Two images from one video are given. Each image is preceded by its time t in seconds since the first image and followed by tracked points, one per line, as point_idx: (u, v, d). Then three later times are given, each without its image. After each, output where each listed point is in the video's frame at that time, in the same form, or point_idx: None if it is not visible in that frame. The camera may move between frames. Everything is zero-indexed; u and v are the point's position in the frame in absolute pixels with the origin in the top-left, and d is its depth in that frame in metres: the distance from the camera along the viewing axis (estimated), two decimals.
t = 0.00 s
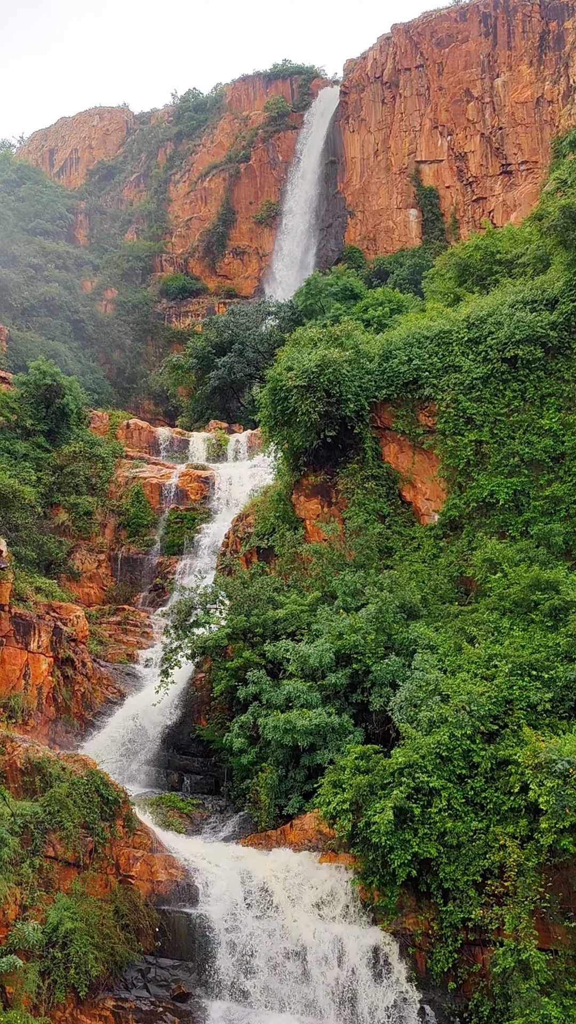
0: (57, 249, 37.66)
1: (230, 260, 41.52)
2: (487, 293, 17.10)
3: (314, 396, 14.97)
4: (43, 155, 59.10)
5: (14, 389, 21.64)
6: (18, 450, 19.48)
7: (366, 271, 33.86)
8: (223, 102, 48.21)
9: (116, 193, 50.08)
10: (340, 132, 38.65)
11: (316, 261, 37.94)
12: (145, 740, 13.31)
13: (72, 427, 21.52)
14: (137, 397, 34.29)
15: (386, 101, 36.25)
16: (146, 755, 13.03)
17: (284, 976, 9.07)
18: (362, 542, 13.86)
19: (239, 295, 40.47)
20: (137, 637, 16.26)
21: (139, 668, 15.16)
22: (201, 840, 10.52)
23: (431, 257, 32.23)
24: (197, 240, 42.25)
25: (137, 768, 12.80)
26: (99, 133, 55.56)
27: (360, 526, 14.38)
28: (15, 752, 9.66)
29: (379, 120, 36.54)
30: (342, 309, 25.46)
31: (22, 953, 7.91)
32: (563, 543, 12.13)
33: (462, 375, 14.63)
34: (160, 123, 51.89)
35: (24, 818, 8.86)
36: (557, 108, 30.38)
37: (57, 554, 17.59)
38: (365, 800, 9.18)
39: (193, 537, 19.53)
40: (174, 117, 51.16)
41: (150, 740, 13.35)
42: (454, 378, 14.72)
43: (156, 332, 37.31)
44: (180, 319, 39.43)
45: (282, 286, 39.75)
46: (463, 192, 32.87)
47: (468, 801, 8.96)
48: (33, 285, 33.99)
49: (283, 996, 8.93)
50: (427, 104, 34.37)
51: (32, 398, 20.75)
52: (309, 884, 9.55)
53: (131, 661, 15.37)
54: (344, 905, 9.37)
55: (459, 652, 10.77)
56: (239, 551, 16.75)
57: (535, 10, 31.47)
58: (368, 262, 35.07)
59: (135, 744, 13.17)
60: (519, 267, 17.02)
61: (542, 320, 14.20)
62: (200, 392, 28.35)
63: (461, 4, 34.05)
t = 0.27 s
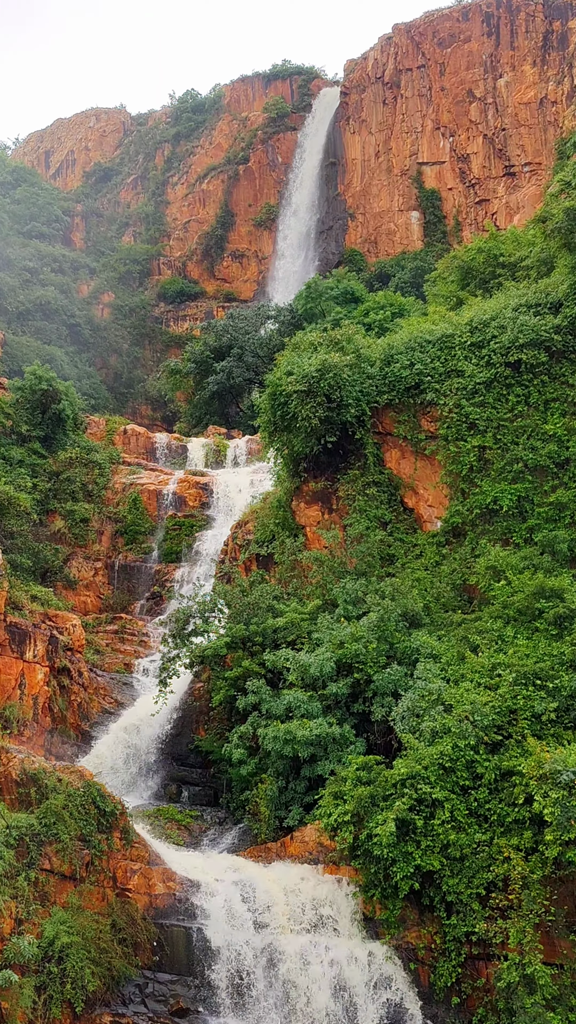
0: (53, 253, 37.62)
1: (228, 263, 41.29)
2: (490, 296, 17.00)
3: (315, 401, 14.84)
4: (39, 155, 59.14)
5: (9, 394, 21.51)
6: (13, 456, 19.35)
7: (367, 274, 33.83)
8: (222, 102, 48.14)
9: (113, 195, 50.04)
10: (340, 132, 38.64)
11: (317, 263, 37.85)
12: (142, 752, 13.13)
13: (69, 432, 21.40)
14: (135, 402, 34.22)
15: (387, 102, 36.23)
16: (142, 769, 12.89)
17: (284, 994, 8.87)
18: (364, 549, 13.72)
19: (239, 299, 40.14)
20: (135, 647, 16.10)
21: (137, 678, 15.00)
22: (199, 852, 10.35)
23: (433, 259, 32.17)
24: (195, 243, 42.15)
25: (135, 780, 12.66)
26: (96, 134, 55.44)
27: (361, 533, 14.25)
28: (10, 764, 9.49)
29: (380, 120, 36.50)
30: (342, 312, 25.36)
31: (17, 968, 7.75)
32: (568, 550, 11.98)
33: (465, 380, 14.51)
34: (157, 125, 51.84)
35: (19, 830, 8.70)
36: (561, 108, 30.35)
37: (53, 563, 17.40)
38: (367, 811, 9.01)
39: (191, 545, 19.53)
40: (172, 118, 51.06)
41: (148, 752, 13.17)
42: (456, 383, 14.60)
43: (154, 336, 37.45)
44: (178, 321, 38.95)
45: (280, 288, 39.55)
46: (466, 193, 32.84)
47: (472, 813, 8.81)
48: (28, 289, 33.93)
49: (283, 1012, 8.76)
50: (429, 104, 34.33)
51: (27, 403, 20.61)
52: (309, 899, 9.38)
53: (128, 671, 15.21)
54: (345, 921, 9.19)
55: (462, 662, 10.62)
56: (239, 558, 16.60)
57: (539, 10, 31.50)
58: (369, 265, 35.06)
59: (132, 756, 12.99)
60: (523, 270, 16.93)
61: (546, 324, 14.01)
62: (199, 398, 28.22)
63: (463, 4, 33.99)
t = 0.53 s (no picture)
0: (50, 256, 37.52)
1: (228, 266, 41.07)
2: (492, 300, 16.91)
3: (315, 405, 14.72)
4: (36, 157, 59.32)
5: (5, 399, 21.42)
6: (9, 462, 19.23)
7: (368, 277, 33.83)
8: (220, 102, 48.14)
9: (109, 197, 50.05)
10: (341, 134, 38.68)
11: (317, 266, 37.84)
12: (141, 762, 12.93)
13: (65, 438, 21.31)
14: (132, 407, 34.18)
15: (388, 102, 36.23)
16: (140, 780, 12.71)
17: (285, 1011, 8.72)
18: (365, 557, 13.58)
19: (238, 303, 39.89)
20: (132, 656, 15.92)
21: (134, 688, 14.83)
22: (198, 865, 10.18)
23: (435, 261, 32.10)
24: (193, 246, 41.95)
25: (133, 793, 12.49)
26: (93, 136, 55.56)
27: (363, 540, 14.12)
28: (6, 773, 9.30)
29: (381, 121, 36.48)
30: (343, 316, 25.29)
31: (13, 982, 7.57)
32: (572, 557, 11.82)
33: (467, 384, 14.39)
34: (155, 126, 51.86)
35: (15, 842, 8.52)
36: (564, 108, 30.33)
37: (49, 571, 17.22)
38: (369, 823, 8.83)
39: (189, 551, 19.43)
40: (170, 119, 51.07)
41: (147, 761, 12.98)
42: (458, 388, 14.48)
43: (152, 341, 37.76)
44: (176, 325, 39.10)
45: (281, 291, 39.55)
46: (468, 194, 32.76)
47: (475, 824, 8.66)
48: (24, 292, 33.88)
49: None
50: (431, 105, 34.30)
51: (23, 408, 20.50)
52: (309, 913, 9.21)
53: (126, 680, 15.02)
54: (346, 936, 9.01)
55: (465, 671, 10.47)
56: (238, 566, 16.46)
57: (542, 9, 31.60)
58: (371, 268, 35.05)
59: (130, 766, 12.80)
60: (526, 273, 16.86)
61: (551, 328, 13.98)
62: (197, 403, 28.12)
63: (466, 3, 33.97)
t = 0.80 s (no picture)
0: (46, 262, 37.61)
1: (226, 271, 41.21)
2: (495, 304, 16.83)
3: (315, 411, 14.62)
4: (32, 161, 59.47)
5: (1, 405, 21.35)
6: (5, 470, 19.16)
7: (369, 282, 33.83)
8: (220, 104, 48.30)
9: (106, 200, 50.11)
10: (341, 136, 38.57)
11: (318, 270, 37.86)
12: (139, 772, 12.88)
13: (62, 445, 21.25)
14: (130, 413, 34.14)
15: (388, 105, 36.20)
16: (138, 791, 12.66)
17: None
18: (366, 565, 13.46)
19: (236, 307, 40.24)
20: (130, 666, 15.79)
21: (132, 698, 14.71)
22: (196, 879, 10.02)
23: (436, 265, 32.05)
24: (193, 251, 42.11)
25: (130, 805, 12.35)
26: (90, 139, 55.68)
27: (364, 548, 14.02)
28: (2, 784, 9.15)
29: (381, 124, 36.45)
30: (344, 320, 25.22)
31: (9, 998, 7.41)
32: None
33: (469, 390, 14.29)
34: (153, 129, 51.90)
35: (11, 854, 8.38)
36: (567, 109, 30.28)
37: (46, 579, 17.14)
38: (371, 835, 8.68)
39: (188, 559, 19.28)
40: (168, 123, 51.20)
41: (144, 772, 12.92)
42: (460, 393, 14.38)
43: (149, 347, 37.50)
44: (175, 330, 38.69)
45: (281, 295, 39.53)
46: (470, 198, 32.64)
47: (478, 837, 8.51)
48: (19, 298, 33.89)
49: None
50: (432, 107, 34.23)
51: (19, 415, 20.43)
52: (309, 926, 9.04)
53: (123, 691, 14.88)
54: (347, 949, 8.85)
55: (467, 681, 10.34)
56: (237, 574, 16.35)
57: (544, 10, 31.45)
58: (371, 272, 35.17)
59: (128, 776, 12.74)
60: (529, 277, 16.77)
61: (553, 333, 13.84)
62: (195, 408, 28.04)
63: (467, 4, 33.93)
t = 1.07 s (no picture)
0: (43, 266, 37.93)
1: (226, 274, 41.05)
2: (499, 308, 16.75)
3: (316, 417, 14.50)
4: (28, 162, 59.49)
5: None
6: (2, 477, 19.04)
7: (371, 287, 33.81)
8: (219, 105, 48.34)
9: (103, 202, 50.08)
10: (342, 137, 38.59)
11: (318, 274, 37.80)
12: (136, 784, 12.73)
13: (59, 452, 21.13)
14: (129, 419, 34.04)
15: (390, 106, 36.25)
16: (135, 804, 12.51)
17: None
18: (368, 573, 13.33)
19: (237, 312, 39.90)
20: (128, 676, 15.64)
21: (130, 709, 14.53)
22: (195, 894, 9.87)
23: (439, 269, 32.06)
24: (191, 253, 41.84)
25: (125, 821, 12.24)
26: (87, 141, 55.72)
27: (365, 556, 13.91)
28: None
29: (383, 126, 36.50)
30: (345, 324, 25.15)
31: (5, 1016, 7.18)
32: None
33: (473, 395, 14.18)
34: (150, 130, 51.95)
35: (7, 868, 8.18)
36: (571, 110, 30.47)
37: (42, 588, 17.06)
38: (373, 848, 8.51)
39: (186, 566, 19.04)
40: (165, 124, 51.25)
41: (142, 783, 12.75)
42: (464, 399, 14.27)
43: (147, 352, 37.38)
44: (173, 333, 38.60)
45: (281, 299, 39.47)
46: (473, 199, 32.68)
47: (482, 850, 8.36)
48: (16, 303, 33.90)
49: None
50: (435, 108, 34.25)
51: (15, 422, 20.33)
52: (310, 941, 8.88)
53: (121, 702, 14.70)
54: (349, 965, 8.69)
55: (471, 692, 10.19)
56: (237, 582, 16.23)
57: (548, 10, 31.58)
58: (372, 275, 35.15)
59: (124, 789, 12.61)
60: (533, 280, 16.70)
61: (558, 337, 13.65)
62: (194, 414, 27.96)
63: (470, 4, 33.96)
